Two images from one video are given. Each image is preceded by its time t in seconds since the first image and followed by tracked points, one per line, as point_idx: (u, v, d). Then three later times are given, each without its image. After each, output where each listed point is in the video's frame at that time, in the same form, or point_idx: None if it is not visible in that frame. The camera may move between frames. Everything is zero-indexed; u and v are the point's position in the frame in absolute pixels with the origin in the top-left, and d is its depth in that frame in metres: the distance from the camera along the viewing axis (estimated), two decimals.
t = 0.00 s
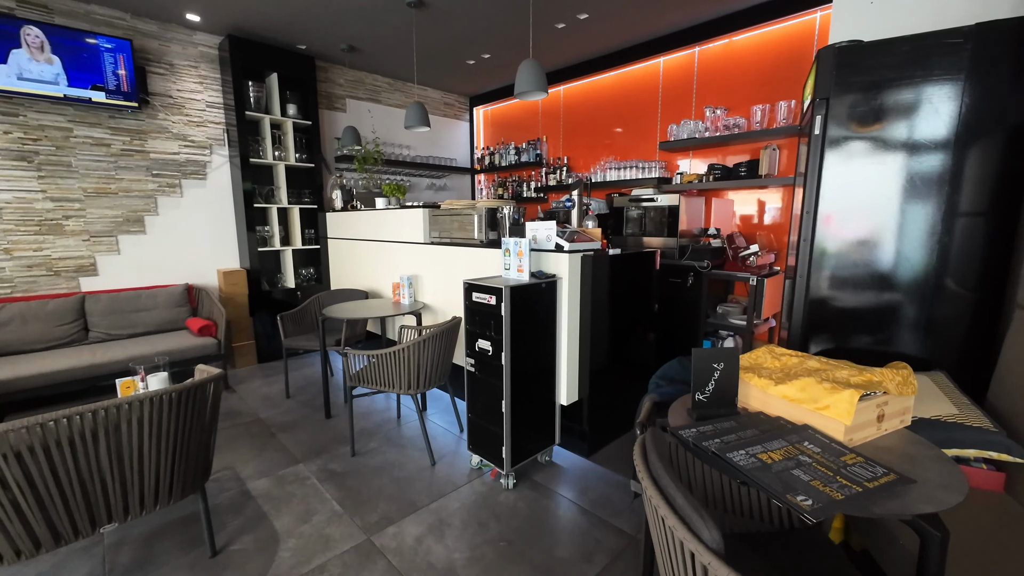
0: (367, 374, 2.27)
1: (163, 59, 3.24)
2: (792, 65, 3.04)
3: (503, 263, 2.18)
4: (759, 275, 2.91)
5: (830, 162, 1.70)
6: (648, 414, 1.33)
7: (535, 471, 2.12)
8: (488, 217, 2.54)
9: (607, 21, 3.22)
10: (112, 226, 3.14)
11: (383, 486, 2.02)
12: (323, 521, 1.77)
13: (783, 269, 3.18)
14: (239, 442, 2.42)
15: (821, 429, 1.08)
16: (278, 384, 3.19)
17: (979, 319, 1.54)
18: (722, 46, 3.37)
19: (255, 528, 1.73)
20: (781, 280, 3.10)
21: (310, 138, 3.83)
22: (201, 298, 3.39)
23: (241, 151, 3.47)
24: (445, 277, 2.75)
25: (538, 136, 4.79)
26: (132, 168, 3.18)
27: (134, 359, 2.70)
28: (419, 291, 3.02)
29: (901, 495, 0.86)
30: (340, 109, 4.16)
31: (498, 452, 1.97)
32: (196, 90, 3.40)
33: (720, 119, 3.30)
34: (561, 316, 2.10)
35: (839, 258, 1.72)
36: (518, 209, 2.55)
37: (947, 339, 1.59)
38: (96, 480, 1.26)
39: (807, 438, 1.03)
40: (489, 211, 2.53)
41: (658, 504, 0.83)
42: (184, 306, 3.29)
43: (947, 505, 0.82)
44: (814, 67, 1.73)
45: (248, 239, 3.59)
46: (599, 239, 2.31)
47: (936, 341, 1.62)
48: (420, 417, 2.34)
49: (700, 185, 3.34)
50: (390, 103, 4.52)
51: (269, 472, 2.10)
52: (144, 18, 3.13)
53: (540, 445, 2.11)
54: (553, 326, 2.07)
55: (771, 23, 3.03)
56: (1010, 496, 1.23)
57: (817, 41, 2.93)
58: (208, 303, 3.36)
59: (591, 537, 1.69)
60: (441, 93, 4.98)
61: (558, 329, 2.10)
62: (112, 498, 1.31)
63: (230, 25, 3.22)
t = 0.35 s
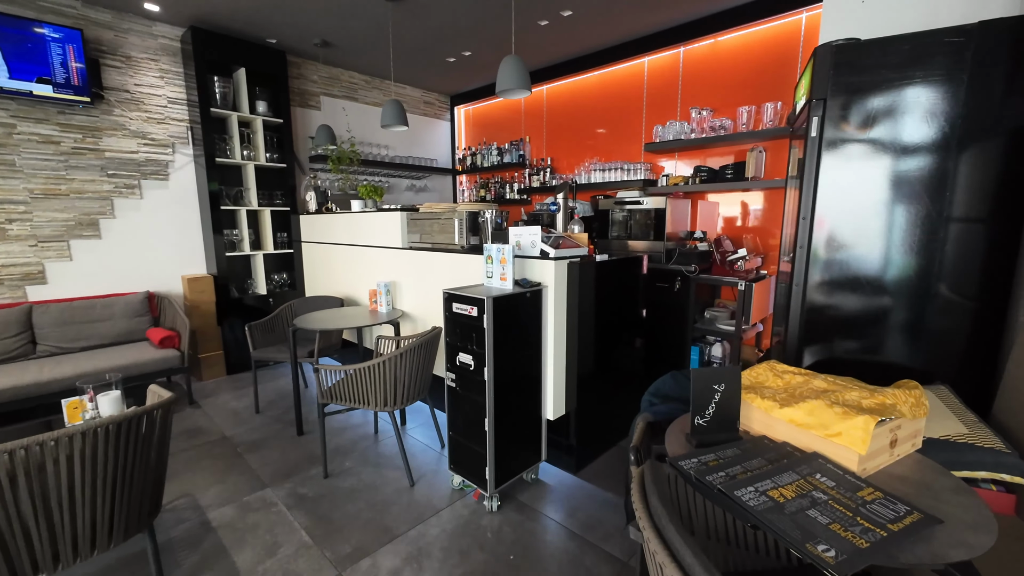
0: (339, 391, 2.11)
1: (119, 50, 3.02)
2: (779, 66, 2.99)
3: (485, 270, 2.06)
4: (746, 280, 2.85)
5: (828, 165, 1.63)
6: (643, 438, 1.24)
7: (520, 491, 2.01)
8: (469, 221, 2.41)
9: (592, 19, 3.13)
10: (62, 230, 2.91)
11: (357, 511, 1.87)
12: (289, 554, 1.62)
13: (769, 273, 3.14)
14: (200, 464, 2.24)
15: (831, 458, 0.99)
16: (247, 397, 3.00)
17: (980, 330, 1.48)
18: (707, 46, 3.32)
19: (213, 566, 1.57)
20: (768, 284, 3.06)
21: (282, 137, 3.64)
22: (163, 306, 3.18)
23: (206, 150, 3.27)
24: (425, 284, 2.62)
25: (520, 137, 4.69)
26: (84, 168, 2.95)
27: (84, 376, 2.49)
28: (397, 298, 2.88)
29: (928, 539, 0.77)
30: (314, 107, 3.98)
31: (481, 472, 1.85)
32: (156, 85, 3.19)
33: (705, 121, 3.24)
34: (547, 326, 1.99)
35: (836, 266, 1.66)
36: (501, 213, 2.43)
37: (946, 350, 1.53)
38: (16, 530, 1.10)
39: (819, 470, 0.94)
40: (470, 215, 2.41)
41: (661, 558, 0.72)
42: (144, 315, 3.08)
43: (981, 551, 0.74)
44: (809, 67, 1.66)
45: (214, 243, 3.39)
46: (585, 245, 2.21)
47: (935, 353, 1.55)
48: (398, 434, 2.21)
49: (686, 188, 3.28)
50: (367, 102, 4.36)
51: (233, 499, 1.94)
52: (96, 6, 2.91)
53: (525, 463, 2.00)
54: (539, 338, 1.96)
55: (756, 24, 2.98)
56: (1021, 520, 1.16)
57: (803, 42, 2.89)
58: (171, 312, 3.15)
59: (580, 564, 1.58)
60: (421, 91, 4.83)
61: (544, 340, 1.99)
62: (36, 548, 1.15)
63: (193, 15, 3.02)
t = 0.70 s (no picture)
0: (309, 409, 1.95)
1: (69, 40, 2.80)
2: (765, 68, 2.95)
3: (466, 278, 1.95)
4: (734, 284, 2.80)
5: (824, 169, 1.56)
6: (636, 464, 1.14)
7: (504, 512, 1.90)
8: (447, 226, 2.27)
9: (576, 16, 3.04)
10: (6, 234, 2.67)
11: (328, 539, 1.73)
12: None
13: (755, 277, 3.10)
14: (157, 489, 2.06)
15: (844, 491, 0.90)
16: (214, 413, 2.82)
17: (979, 340, 1.43)
18: (692, 46, 3.27)
19: None
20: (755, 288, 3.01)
21: (252, 135, 3.46)
22: (121, 315, 2.97)
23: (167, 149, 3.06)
24: (403, 291, 2.49)
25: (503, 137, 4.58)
26: (30, 167, 2.72)
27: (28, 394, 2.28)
28: (373, 305, 2.74)
29: None
30: (286, 104, 3.80)
31: (462, 495, 1.73)
32: (111, 78, 2.97)
33: (691, 122, 3.17)
34: (532, 337, 1.88)
35: (832, 273, 1.59)
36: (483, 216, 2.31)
37: (942, 360, 1.48)
38: None
39: (834, 507, 0.85)
40: (450, 219, 2.28)
41: None
42: (100, 326, 2.86)
43: None
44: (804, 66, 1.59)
45: (177, 247, 3.18)
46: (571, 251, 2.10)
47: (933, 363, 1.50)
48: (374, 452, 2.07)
49: (672, 190, 3.22)
50: (342, 99, 4.19)
51: (191, 530, 1.78)
52: None
53: (509, 482, 1.89)
54: (523, 350, 1.85)
55: (742, 24, 2.94)
56: None
57: (789, 44, 2.85)
58: (129, 321, 2.94)
59: None
60: (399, 89, 4.69)
61: (529, 352, 1.88)
62: None
63: (151, 4, 2.82)
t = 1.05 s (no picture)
0: (276, 429, 1.75)
1: (11, 28, 2.58)
2: (750, 69, 2.91)
3: (444, 287, 1.83)
4: (721, 289, 2.75)
5: (820, 173, 1.50)
6: (629, 496, 1.04)
7: (487, 536, 1.79)
8: (426, 230, 2.14)
9: (559, 13, 2.95)
10: None
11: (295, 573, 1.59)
12: None
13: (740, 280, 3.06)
14: (106, 519, 1.89)
15: (859, 528, 0.82)
16: (176, 430, 2.63)
17: (978, 351, 1.38)
18: (676, 46, 3.21)
19: None
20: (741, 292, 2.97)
21: (218, 133, 3.26)
22: (73, 326, 2.75)
23: (123, 146, 2.85)
24: (379, 299, 2.36)
25: (484, 136, 4.47)
26: None
27: None
28: (348, 313, 2.59)
29: None
30: (256, 100, 3.62)
31: (442, 521, 1.61)
32: (60, 70, 2.75)
33: (676, 123, 3.12)
34: (515, 349, 1.77)
35: (827, 282, 1.53)
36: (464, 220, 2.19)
37: (940, 371, 1.43)
38: None
39: (851, 550, 0.76)
40: (429, 223, 2.15)
41: None
42: (48, 338, 2.64)
43: None
44: (798, 66, 1.52)
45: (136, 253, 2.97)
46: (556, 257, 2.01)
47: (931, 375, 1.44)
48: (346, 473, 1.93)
49: (657, 193, 3.16)
50: (316, 96, 4.02)
51: (142, 567, 1.62)
52: None
53: (492, 504, 1.78)
54: (506, 363, 1.74)
55: (726, 24, 2.90)
56: None
57: (774, 45, 2.81)
58: (82, 333, 2.72)
59: None
60: (377, 87, 4.53)
61: (512, 365, 1.78)
62: None
63: None
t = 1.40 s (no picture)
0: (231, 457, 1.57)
1: None
2: (736, 70, 2.86)
3: (421, 297, 1.71)
4: (709, 294, 2.69)
5: (819, 177, 1.43)
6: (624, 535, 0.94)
7: (470, 563, 1.68)
8: (402, 235, 2.00)
9: (542, 10, 2.85)
10: None
11: None
12: None
13: (726, 284, 3.01)
14: (47, 555, 1.71)
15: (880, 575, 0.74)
16: (133, 450, 2.45)
17: (981, 364, 1.32)
18: (661, 46, 3.14)
19: None
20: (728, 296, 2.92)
21: (181, 131, 3.07)
22: (18, 338, 2.54)
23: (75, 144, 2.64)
24: (354, 308, 2.21)
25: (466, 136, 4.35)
26: None
27: None
28: (320, 323, 2.44)
29: None
30: (223, 96, 3.43)
31: (420, 552, 1.49)
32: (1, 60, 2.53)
33: (662, 124, 3.06)
34: (498, 363, 1.66)
35: (823, 291, 1.47)
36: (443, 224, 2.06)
37: (940, 383, 1.37)
38: None
39: None
40: (406, 228, 2.02)
41: None
42: None
43: None
44: (794, 65, 1.44)
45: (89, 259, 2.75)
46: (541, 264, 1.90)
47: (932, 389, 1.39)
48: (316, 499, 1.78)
49: (643, 196, 3.09)
50: (288, 92, 3.84)
51: None
52: None
53: (475, 528, 1.67)
54: (488, 378, 1.63)
55: (713, 23, 2.84)
56: None
57: (760, 46, 2.77)
58: (27, 346, 2.51)
59: None
60: (354, 84, 4.37)
61: (495, 380, 1.67)
62: None
63: None
